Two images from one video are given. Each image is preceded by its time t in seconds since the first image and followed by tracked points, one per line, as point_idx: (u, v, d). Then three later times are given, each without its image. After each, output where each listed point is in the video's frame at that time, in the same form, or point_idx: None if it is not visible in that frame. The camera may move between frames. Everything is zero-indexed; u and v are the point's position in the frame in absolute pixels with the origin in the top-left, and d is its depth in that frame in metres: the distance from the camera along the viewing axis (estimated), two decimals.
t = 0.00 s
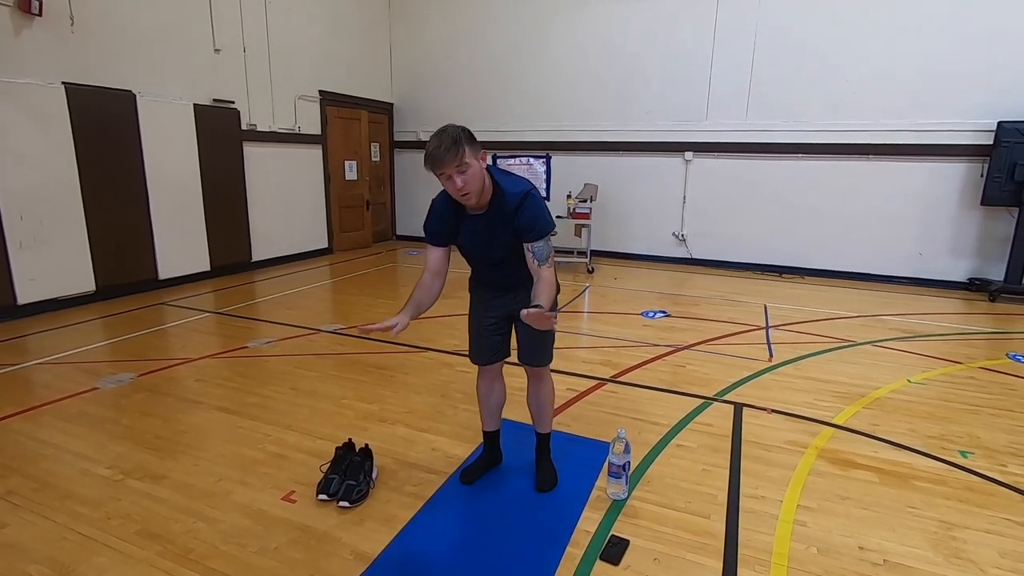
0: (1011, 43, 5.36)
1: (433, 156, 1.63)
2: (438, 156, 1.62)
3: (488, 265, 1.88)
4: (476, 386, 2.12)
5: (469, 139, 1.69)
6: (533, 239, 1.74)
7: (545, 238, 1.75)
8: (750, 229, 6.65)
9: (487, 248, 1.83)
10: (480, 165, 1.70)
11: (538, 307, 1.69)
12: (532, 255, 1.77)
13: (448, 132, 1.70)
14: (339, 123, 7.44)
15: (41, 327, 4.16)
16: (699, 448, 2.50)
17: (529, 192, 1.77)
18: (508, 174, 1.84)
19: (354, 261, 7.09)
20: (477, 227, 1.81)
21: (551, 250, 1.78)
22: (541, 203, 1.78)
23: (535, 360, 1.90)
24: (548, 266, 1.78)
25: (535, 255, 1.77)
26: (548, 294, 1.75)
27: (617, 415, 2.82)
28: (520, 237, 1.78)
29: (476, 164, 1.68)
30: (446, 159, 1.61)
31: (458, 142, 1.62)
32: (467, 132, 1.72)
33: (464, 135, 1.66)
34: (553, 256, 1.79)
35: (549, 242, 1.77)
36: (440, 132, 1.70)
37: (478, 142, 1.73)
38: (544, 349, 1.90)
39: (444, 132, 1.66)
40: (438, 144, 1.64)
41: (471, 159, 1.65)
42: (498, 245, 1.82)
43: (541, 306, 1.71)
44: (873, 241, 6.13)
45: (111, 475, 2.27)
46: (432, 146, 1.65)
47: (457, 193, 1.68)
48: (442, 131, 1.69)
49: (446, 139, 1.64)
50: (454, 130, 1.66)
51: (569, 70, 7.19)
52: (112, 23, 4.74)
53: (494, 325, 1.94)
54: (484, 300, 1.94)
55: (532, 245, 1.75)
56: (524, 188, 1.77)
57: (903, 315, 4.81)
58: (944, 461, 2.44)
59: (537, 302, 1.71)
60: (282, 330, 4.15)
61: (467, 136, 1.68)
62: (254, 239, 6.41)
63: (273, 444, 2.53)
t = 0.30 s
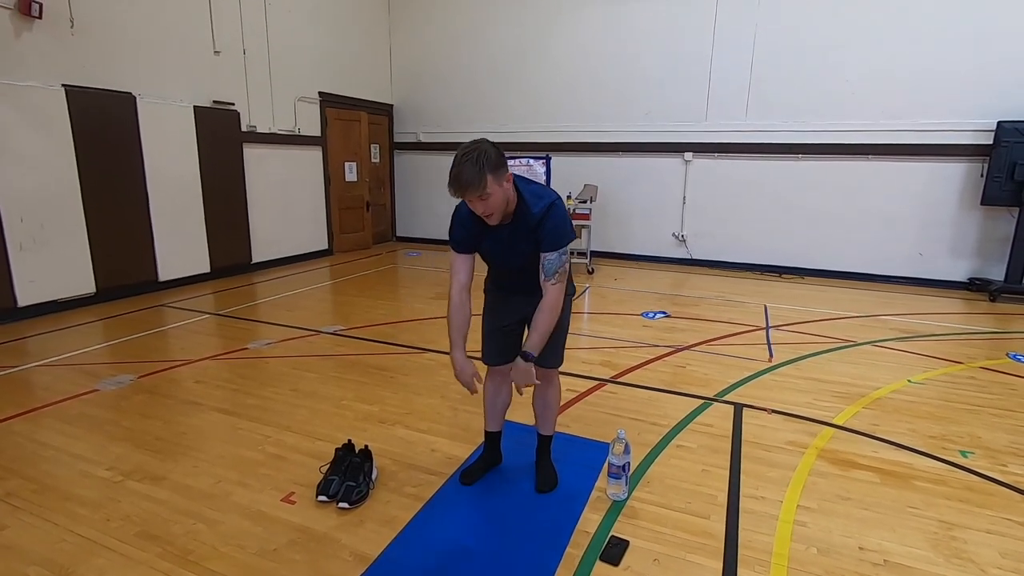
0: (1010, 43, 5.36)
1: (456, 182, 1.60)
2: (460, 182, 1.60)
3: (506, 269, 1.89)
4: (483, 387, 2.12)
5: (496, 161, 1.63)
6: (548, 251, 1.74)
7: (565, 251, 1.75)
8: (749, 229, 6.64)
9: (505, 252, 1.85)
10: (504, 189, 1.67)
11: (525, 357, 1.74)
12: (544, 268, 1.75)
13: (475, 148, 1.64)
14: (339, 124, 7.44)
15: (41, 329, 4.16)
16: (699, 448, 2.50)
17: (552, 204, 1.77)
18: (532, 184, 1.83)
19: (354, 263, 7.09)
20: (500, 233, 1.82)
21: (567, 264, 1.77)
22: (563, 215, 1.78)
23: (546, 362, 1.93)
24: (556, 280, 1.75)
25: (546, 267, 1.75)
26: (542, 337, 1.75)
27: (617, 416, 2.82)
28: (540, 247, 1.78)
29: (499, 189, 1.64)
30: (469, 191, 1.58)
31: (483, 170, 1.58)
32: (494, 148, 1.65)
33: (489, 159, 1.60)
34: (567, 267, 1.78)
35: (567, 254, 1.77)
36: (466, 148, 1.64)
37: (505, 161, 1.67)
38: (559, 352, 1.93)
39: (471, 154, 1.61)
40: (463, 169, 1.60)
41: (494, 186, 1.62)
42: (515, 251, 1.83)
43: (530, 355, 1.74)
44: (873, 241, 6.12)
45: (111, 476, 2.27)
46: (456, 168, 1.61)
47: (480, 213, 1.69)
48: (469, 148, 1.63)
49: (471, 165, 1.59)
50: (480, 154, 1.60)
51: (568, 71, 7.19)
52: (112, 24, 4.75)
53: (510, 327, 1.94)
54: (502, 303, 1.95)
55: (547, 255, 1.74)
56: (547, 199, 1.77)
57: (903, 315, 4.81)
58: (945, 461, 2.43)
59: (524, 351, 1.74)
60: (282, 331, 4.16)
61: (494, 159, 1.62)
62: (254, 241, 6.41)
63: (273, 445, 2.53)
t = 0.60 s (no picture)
0: (1009, 42, 5.37)
1: (473, 203, 1.60)
2: (479, 203, 1.59)
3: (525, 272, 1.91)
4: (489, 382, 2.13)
5: (515, 180, 1.63)
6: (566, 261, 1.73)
7: (585, 262, 1.73)
8: (749, 228, 6.65)
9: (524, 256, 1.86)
10: (521, 208, 1.67)
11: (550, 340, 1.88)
12: (564, 278, 1.76)
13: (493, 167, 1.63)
14: (337, 124, 7.44)
15: (39, 329, 4.15)
16: (698, 447, 2.51)
17: (571, 216, 1.75)
18: (550, 198, 1.82)
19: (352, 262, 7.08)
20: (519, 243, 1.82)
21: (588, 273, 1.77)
22: (582, 227, 1.75)
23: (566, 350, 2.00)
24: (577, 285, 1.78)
25: (567, 276, 1.76)
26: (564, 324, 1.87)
27: (616, 414, 2.83)
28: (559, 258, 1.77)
29: (516, 209, 1.65)
30: (487, 211, 1.58)
31: (503, 192, 1.58)
32: (513, 167, 1.65)
33: (509, 179, 1.60)
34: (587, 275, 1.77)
35: (587, 264, 1.76)
36: (484, 167, 1.63)
37: (524, 179, 1.66)
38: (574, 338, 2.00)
39: (491, 173, 1.60)
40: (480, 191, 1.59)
41: (512, 207, 1.62)
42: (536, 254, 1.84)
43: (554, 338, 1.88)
44: (872, 240, 6.13)
45: (110, 476, 2.27)
46: (475, 188, 1.60)
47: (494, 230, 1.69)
48: (489, 166, 1.62)
49: (488, 186, 1.58)
50: (500, 175, 1.59)
51: (567, 71, 7.20)
52: (109, 24, 4.73)
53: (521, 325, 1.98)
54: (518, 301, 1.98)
55: (565, 266, 1.74)
56: (564, 212, 1.75)
57: (901, 314, 4.82)
58: (943, 459, 2.44)
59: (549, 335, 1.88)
60: (281, 331, 4.16)
61: (513, 179, 1.62)
62: (253, 241, 6.41)
63: (272, 445, 2.53)
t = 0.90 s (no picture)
0: (1005, 40, 5.38)
1: (468, 222, 1.59)
2: (473, 223, 1.59)
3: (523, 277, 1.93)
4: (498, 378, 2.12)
5: (508, 196, 1.62)
6: (561, 269, 1.73)
7: (581, 269, 1.73)
8: (746, 225, 6.65)
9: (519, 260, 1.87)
10: (515, 222, 1.66)
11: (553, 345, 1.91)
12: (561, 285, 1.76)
13: (485, 184, 1.62)
14: (334, 122, 7.42)
15: (34, 327, 4.13)
16: (695, 443, 2.51)
17: (563, 225, 1.74)
18: (542, 206, 1.81)
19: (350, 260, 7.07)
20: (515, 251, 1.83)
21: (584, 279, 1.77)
22: (575, 235, 1.74)
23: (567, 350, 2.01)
24: (574, 291, 1.77)
25: (562, 283, 1.76)
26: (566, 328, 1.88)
27: (614, 411, 2.83)
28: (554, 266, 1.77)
29: (511, 225, 1.64)
30: (483, 230, 1.58)
31: (497, 210, 1.57)
32: (505, 181, 1.64)
33: (502, 195, 1.59)
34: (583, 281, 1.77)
35: (583, 270, 1.75)
36: (476, 184, 1.62)
37: (516, 194, 1.65)
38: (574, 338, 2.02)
39: (485, 190, 1.58)
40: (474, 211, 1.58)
41: (507, 223, 1.62)
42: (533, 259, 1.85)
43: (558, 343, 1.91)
44: (868, 237, 6.14)
45: (106, 474, 2.26)
46: (470, 206, 1.58)
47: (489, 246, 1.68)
48: (482, 184, 1.60)
49: (482, 206, 1.57)
50: (494, 193, 1.58)
51: (565, 68, 7.18)
52: (104, 21, 4.71)
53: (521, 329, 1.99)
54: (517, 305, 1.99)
55: (561, 274, 1.73)
56: (556, 221, 1.74)
57: (898, 310, 4.83)
58: (939, 454, 2.45)
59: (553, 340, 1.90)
60: (278, 329, 4.15)
61: (507, 195, 1.61)
62: (250, 239, 6.39)
63: (268, 442, 2.53)
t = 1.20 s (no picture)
0: (1000, 36, 5.38)
1: (442, 248, 1.56)
2: (447, 248, 1.56)
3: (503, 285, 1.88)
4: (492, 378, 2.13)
5: (481, 217, 1.58)
6: (538, 279, 1.69)
7: (558, 278, 1.69)
8: (742, 222, 6.66)
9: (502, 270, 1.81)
10: (491, 242, 1.63)
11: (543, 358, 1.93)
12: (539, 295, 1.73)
13: (457, 208, 1.58)
14: (329, 118, 7.38)
15: (27, 325, 4.10)
16: (691, 438, 2.51)
17: (540, 236, 1.68)
18: (517, 214, 1.74)
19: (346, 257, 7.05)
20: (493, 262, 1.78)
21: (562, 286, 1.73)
22: (553, 244, 1.69)
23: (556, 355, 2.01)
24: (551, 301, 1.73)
25: (541, 293, 1.72)
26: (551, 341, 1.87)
27: (610, 407, 2.83)
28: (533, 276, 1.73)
29: (486, 246, 1.61)
30: (457, 255, 1.56)
31: (469, 234, 1.54)
32: (477, 203, 1.60)
33: (473, 218, 1.55)
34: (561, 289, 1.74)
35: (560, 279, 1.71)
36: (448, 208, 1.58)
37: (489, 214, 1.61)
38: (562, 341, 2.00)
39: (456, 214, 1.55)
40: (447, 236, 1.55)
41: (481, 245, 1.58)
42: (515, 269, 1.79)
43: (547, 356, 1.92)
44: (864, 233, 6.16)
45: (100, 472, 2.25)
46: (442, 232, 1.56)
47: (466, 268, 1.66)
48: (454, 207, 1.57)
49: (454, 231, 1.54)
50: (466, 216, 1.54)
51: (561, 64, 7.16)
52: (96, 16, 4.66)
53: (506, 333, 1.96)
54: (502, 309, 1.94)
55: (540, 285, 1.70)
56: (533, 232, 1.69)
57: (894, 306, 4.84)
58: (934, 448, 2.46)
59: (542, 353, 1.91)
60: (274, 326, 4.13)
61: (479, 217, 1.57)
62: (245, 236, 6.37)
63: (264, 439, 2.52)
